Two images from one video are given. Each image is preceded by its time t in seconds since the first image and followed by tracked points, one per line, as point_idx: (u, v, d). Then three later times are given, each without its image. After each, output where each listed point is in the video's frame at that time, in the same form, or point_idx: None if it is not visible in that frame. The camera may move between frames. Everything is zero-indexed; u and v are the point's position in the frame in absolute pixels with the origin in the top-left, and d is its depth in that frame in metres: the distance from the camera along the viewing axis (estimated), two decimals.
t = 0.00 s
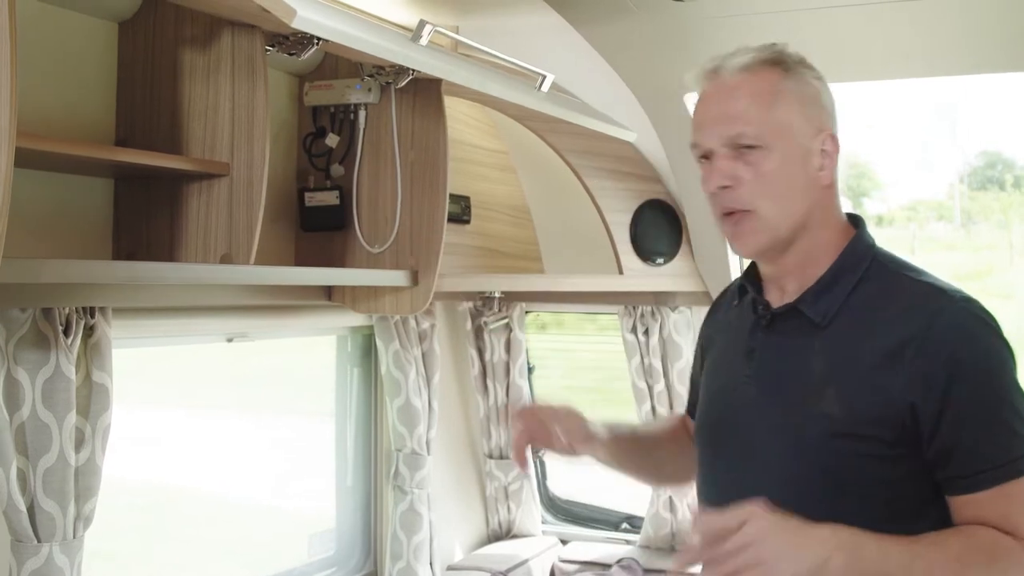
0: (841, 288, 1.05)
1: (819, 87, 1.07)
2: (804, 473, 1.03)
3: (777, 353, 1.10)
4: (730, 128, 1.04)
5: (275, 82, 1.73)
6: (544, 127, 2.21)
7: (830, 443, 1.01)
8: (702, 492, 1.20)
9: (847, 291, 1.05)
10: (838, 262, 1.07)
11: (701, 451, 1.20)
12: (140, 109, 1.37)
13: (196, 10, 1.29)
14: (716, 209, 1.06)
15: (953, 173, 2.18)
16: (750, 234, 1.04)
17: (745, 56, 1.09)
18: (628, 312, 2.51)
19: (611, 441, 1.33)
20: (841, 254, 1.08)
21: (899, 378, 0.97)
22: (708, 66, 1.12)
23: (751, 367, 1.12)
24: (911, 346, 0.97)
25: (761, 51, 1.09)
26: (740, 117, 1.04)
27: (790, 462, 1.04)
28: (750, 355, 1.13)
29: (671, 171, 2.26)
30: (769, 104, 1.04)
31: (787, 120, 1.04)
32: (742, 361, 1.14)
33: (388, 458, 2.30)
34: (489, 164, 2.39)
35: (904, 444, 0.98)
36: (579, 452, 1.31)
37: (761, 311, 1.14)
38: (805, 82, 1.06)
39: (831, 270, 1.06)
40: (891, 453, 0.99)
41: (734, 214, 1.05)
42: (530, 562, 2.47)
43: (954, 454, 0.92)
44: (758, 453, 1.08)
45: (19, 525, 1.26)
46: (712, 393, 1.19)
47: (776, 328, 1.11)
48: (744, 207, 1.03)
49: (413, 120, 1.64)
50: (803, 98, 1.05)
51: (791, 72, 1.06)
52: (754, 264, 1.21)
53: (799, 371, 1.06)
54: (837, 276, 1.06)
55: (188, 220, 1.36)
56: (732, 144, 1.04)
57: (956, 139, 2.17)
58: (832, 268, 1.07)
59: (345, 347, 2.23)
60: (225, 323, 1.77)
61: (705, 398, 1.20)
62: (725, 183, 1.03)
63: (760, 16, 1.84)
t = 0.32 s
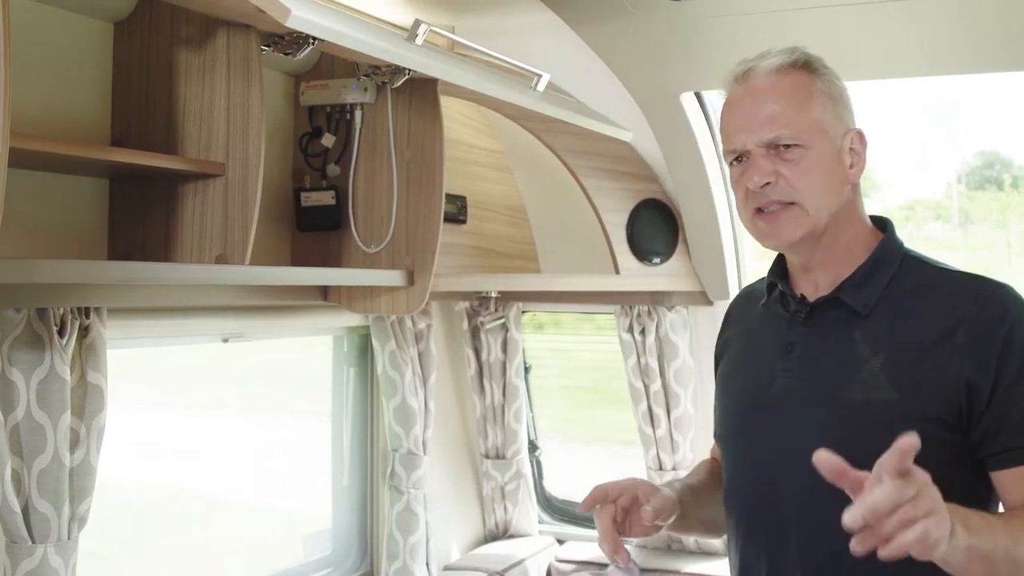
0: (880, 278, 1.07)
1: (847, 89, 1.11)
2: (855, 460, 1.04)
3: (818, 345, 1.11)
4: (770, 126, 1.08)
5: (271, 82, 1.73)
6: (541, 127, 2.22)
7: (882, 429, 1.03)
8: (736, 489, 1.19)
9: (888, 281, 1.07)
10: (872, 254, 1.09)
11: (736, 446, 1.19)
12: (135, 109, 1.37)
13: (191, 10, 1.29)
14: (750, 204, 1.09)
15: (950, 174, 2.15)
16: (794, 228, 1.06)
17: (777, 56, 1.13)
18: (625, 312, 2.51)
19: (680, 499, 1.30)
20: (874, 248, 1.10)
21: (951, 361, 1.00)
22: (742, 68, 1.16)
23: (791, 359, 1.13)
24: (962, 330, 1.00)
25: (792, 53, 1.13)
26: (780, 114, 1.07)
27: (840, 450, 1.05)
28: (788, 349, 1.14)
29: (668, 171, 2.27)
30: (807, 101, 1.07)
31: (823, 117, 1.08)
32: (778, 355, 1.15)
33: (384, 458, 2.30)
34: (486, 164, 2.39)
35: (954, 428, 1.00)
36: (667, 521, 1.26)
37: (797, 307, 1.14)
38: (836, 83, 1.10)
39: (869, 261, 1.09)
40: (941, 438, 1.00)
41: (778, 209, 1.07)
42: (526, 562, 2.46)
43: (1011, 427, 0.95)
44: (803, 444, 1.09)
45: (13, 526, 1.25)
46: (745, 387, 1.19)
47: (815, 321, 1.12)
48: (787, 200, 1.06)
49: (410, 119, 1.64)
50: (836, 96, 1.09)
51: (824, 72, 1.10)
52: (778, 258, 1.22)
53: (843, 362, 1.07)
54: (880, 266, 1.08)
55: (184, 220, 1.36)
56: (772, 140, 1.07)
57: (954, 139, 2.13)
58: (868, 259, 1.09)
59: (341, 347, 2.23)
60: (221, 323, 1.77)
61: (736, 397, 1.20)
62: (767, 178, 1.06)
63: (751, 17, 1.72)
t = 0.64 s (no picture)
0: (875, 281, 1.11)
1: (825, 91, 1.13)
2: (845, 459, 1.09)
3: (813, 345, 1.15)
4: (724, 130, 1.18)
5: (248, 79, 1.72)
6: (519, 125, 2.22)
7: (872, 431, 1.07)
8: (725, 479, 1.23)
9: (882, 286, 1.11)
10: (874, 255, 1.12)
11: (725, 440, 1.24)
12: (111, 106, 1.36)
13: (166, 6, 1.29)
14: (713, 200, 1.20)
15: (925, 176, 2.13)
16: (735, 226, 1.17)
17: (761, 60, 1.20)
18: (602, 310, 2.51)
19: (653, 473, 1.34)
20: (874, 249, 1.14)
21: (943, 368, 1.03)
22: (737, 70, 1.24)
23: (785, 358, 1.17)
24: (955, 338, 1.03)
25: (774, 57, 1.19)
26: (732, 120, 1.17)
27: (832, 449, 1.10)
28: (783, 347, 1.18)
29: (646, 169, 2.28)
30: (759, 106, 1.15)
31: (773, 122, 1.14)
32: (773, 352, 1.19)
33: (361, 456, 2.30)
34: (463, 161, 2.40)
35: (946, 432, 1.04)
36: (635, 492, 1.31)
37: (793, 306, 1.19)
38: (806, 87, 1.14)
39: (865, 264, 1.12)
40: (930, 441, 1.05)
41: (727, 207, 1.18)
42: (504, 560, 2.47)
43: (999, 440, 0.98)
44: (795, 442, 1.13)
45: None
46: (740, 382, 1.23)
47: (809, 321, 1.16)
48: (728, 201, 1.16)
49: (386, 117, 1.65)
50: (797, 101, 1.13)
51: (792, 76, 1.15)
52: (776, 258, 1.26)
53: (835, 362, 1.11)
54: (874, 272, 1.11)
55: (159, 216, 1.36)
56: (725, 144, 1.18)
57: (931, 139, 2.12)
58: (865, 262, 1.12)
59: (318, 345, 2.22)
60: (197, 321, 1.76)
61: (731, 391, 1.24)
62: (712, 180, 1.18)
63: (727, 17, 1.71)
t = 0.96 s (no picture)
0: (866, 284, 1.11)
1: (812, 88, 1.14)
2: (829, 459, 1.10)
3: (802, 344, 1.16)
4: (718, 131, 1.20)
5: (233, 76, 1.71)
6: (506, 123, 2.23)
7: (855, 433, 1.08)
8: (720, 472, 1.26)
9: (872, 289, 1.11)
10: (869, 255, 1.12)
11: (718, 434, 1.27)
12: (96, 103, 1.36)
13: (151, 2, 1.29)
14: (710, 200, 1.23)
15: (914, 173, 2.14)
16: (731, 227, 1.19)
17: (751, 59, 1.21)
18: (590, 308, 2.52)
19: (627, 446, 1.42)
20: (869, 249, 1.14)
21: (925, 375, 1.03)
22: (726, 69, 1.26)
23: (776, 357, 1.19)
24: (939, 345, 1.03)
25: (765, 56, 1.20)
26: (724, 121, 1.18)
27: (816, 449, 1.11)
28: (773, 346, 1.20)
29: (633, 167, 2.29)
30: (748, 106, 1.16)
31: (762, 122, 1.15)
32: (765, 350, 1.21)
33: (349, 454, 2.30)
34: (450, 159, 2.40)
35: (930, 439, 1.04)
36: (603, 461, 1.41)
37: (786, 305, 1.21)
38: (793, 86, 1.14)
39: (856, 267, 1.12)
40: (912, 446, 1.05)
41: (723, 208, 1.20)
42: (492, 558, 2.47)
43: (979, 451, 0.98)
44: (782, 440, 1.15)
45: None
46: (736, 378, 1.25)
47: (800, 320, 1.18)
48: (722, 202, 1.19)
49: (372, 115, 1.65)
50: (785, 100, 1.14)
51: (780, 76, 1.16)
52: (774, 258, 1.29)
53: (822, 363, 1.13)
54: (863, 276, 1.12)
55: (144, 214, 1.36)
56: (718, 145, 1.20)
57: (920, 137, 2.13)
58: (857, 264, 1.13)
59: (306, 343, 2.22)
60: (183, 319, 1.75)
61: (727, 385, 1.27)
62: (707, 181, 1.20)
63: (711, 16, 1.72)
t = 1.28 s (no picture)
0: (851, 283, 1.12)
1: (797, 87, 1.14)
2: (815, 459, 1.11)
3: (787, 344, 1.17)
4: (702, 131, 1.20)
5: (224, 75, 1.71)
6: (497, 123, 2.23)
7: (841, 432, 1.09)
8: (708, 473, 1.27)
9: (857, 288, 1.12)
10: (852, 254, 1.13)
11: (706, 434, 1.28)
12: (85, 103, 1.36)
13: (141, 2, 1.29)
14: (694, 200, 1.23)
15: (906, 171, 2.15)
16: (718, 227, 1.19)
17: (736, 58, 1.22)
18: (581, 307, 2.53)
19: (606, 439, 1.43)
20: (855, 248, 1.14)
21: (910, 373, 1.04)
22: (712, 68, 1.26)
23: (761, 357, 1.20)
24: (923, 343, 1.04)
25: (749, 55, 1.20)
26: (708, 120, 1.19)
27: (802, 449, 1.12)
28: (759, 346, 1.20)
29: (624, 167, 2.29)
30: (732, 105, 1.17)
31: (746, 120, 1.15)
32: (751, 351, 1.22)
33: (340, 454, 2.29)
34: (441, 159, 2.40)
35: (916, 437, 1.05)
36: (582, 452, 1.42)
37: (771, 305, 1.21)
38: (778, 84, 1.15)
39: (841, 266, 1.13)
40: (898, 445, 1.06)
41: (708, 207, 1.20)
42: (484, 557, 2.47)
43: (964, 449, 0.99)
44: (769, 440, 1.16)
45: None
46: (723, 378, 1.26)
47: (785, 320, 1.18)
48: (708, 202, 1.19)
49: (363, 116, 1.65)
50: (769, 99, 1.15)
51: (764, 74, 1.16)
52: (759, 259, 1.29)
53: (808, 362, 1.14)
54: (849, 275, 1.12)
55: (134, 214, 1.36)
56: (702, 144, 1.20)
57: (911, 136, 2.13)
58: (842, 263, 1.13)
59: (297, 344, 2.21)
60: (174, 319, 1.75)
61: (714, 386, 1.27)
62: (692, 181, 1.20)
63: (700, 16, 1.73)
